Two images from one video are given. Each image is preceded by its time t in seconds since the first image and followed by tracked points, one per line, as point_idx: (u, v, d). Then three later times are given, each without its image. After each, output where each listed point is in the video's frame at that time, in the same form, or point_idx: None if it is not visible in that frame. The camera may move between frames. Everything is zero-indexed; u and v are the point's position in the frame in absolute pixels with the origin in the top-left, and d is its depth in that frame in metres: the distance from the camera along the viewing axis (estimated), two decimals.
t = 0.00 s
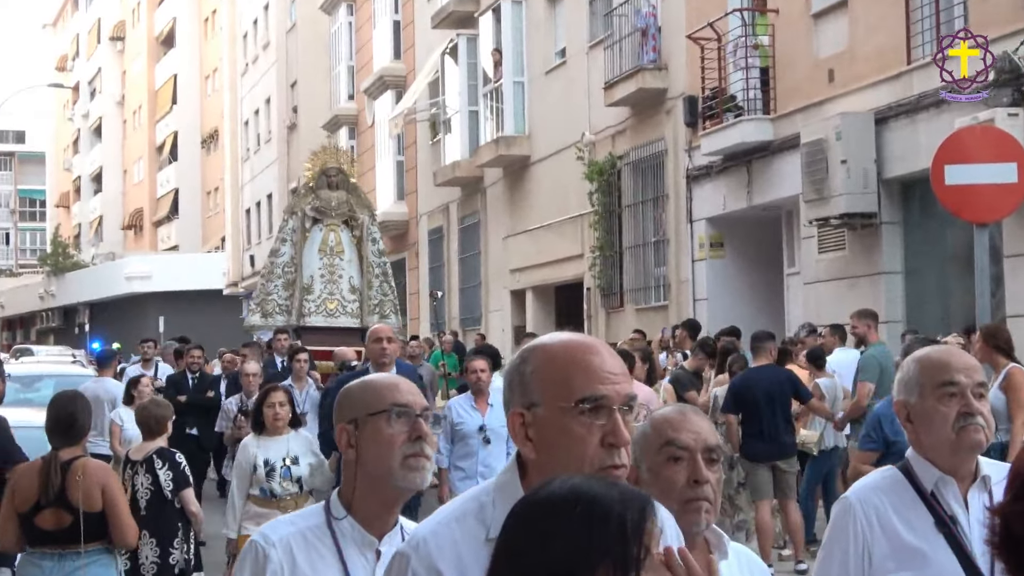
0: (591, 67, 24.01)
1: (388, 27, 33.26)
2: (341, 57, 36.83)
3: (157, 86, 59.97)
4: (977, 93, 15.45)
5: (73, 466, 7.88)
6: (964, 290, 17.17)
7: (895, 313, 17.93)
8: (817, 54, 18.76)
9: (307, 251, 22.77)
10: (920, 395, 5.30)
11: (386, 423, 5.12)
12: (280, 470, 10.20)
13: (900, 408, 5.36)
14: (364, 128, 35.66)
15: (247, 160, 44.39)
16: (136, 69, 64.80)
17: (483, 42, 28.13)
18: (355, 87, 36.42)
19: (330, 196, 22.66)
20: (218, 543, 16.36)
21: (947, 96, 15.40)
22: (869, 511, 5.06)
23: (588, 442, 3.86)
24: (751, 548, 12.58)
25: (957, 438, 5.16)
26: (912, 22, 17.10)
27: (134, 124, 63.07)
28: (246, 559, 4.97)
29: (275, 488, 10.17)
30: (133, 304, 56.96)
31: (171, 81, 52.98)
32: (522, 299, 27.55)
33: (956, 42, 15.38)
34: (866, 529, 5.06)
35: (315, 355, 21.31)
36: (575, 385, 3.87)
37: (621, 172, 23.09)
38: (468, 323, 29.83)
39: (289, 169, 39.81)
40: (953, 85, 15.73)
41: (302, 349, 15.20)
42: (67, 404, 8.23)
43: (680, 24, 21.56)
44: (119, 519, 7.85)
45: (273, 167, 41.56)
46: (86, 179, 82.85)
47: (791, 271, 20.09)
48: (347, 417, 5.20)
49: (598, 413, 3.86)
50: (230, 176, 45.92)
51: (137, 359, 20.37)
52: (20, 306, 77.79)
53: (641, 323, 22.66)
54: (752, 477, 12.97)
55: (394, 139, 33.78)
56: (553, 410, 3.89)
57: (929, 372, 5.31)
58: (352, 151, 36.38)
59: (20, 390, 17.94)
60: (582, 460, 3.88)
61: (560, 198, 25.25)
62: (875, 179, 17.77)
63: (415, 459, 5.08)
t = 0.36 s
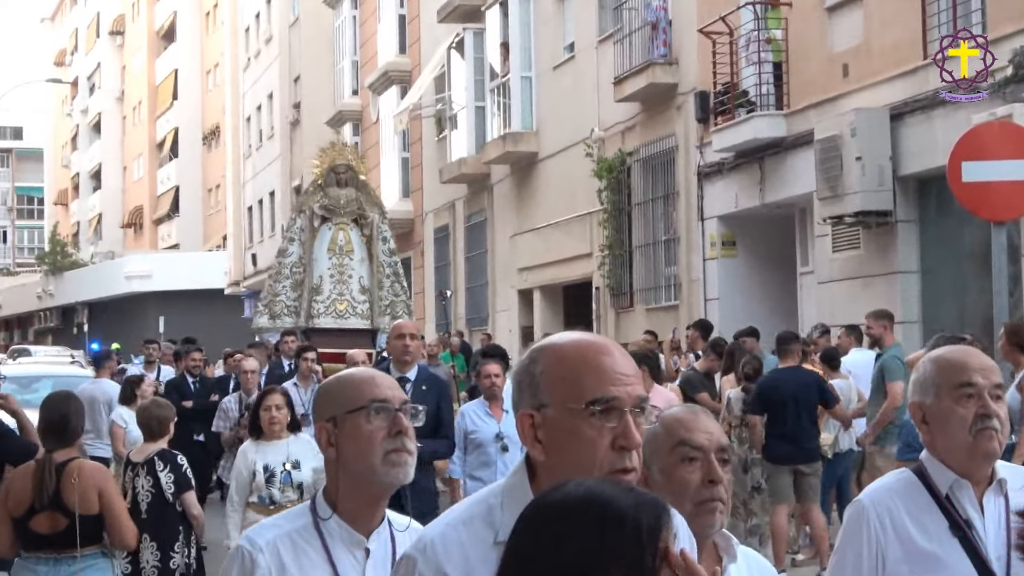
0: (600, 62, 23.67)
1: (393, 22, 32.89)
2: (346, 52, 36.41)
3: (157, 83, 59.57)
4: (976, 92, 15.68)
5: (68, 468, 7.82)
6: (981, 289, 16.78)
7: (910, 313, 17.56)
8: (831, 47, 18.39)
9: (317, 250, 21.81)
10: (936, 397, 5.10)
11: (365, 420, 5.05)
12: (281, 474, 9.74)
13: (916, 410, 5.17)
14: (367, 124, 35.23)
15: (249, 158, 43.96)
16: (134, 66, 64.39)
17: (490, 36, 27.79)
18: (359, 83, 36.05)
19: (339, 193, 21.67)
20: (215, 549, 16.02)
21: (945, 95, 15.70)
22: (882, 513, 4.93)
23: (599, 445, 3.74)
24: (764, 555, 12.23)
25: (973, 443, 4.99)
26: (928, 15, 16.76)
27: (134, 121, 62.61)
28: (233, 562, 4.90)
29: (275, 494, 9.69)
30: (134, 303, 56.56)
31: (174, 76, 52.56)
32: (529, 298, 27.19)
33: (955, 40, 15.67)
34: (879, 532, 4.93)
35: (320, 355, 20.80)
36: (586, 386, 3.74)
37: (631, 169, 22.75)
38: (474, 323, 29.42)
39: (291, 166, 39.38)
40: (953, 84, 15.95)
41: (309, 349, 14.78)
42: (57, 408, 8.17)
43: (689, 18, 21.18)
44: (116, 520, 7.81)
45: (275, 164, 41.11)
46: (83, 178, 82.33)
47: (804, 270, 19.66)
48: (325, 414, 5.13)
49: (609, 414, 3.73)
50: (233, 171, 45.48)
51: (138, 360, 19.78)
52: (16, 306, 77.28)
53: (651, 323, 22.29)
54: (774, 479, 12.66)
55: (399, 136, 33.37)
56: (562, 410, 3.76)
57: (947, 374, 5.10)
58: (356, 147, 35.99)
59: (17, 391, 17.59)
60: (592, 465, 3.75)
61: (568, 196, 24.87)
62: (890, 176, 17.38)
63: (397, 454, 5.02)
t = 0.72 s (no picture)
0: (608, 56, 23.29)
1: (397, 15, 32.48)
2: (348, 47, 35.97)
3: (156, 78, 59.06)
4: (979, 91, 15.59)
5: (63, 473, 7.69)
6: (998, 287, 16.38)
7: (925, 312, 17.13)
8: (843, 41, 18.01)
9: (329, 247, 21.06)
10: (955, 398, 4.98)
11: (380, 420, 5.07)
12: (279, 482, 9.29)
13: (934, 411, 5.05)
14: (370, 120, 34.77)
15: (249, 155, 43.52)
16: (133, 61, 63.83)
17: (495, 31, 27.41)
18: (362, 78, 35.61)
19: (353, 189, 20.97)
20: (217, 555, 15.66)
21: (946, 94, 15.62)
22: (897, 519, 4.82)
23: (608, 446, 3.68)
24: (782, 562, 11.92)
25: (992, 447, 4.89)
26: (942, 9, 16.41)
27: (132, 117, 62.07)
28: (250, 562, 4.92)
29: (271, 501, 9.27)
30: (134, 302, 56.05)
31: (173, 71, 52.07)
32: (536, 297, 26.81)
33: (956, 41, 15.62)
34: (894, 537, 4.81)
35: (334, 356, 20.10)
36: (593, 387, 3.68)
37: (640, 165, 22.37)
38: (479, 324, 29.02)
39: (292, 163, 38.92)
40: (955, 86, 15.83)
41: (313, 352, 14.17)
42: (55, 407, 8.02)
43: (700, 13, 20.80)
44: (110, 527, 7.67)
45: (277, 161, 40.61)
46: (82, 174, 81.65)
47: (817, 269, 19.26)
48: (342, 416, 5.15)
49: (618, 415, 3.66)
50: (234, 167, 45.04)
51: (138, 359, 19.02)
52: (13, 306, 76.61)
53: (660, 324, 21.92)
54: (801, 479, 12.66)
55: (403, 132, 32.94)
56: (569, 412, 3.70)
57: (966, 375, 4.97)
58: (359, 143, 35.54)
59: (11, 394, 17.22)
60: (601, 465, 3.68)
61: (576, 193, 24.47)
62: (905, 173, 17.05)
63: (411, 455, 5.02)
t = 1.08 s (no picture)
0: (614, 51, 22.91)
1: (399, 11, 32.09)
2: (349, 43, 35.55)
3: (151, 75, 58.44)
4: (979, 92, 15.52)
5: (58, 480, 7.56)
6: (1013, 285, 16.01)
7: (940, 312, 16.76)
8: (854, 34, 17.66)
9: (330, 246, 20.71)
10: (993, 401, 5.03)
11: (404, 423, 5.14)
12: (284, 492, 9.07)
13: (969, 413, 5.09)
14: (371, 118, 34.35)
15: (248, 154, 43.08)
16: (127, 58, 63.16)
17: (499, 26, 27.04)
18: (363, 75, 35.19)
19: (354, 186, 20.77)
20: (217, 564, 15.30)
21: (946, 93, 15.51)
22: (937, 523, 4.83)
23: (617, 449, 3.73)
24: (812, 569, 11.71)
25: None
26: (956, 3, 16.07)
27: (127, 115, 61.47)
28: (269, 564, 5.12)
29: (277, 513, 9.03)
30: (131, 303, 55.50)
31: (167, 68, 51.53)
32: (542, 298, 26.46)
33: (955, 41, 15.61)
34: (933, 542, 4.83)
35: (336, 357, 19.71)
36: (601, 389, 3.73)
37: (647, 163, 21.99)
38: (483, 325, 28.63)
39: (292, 162, 38.45)
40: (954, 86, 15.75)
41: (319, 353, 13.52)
42: (51, 411, 7.90)
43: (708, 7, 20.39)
44: (107, 535, 7.55)
45: (276, 159, 40.09)
46: (76, 174, 80.81)
47: (829, 268, 18.87)
48: (363, 419, 5.21)
49: (626, 418, 3.72)
50: (232, 166, 44.58)
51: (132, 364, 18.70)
52: (7, 308, 75.81)
53: (668, 325, 21.54)
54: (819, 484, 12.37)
55: (404, 130, 32.54)
56: (576, 413, 3.75)
57: (1003, 376, 5.03)
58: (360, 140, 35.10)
59: (5, 398, 16.82)
60: (610, 468, 3.74)
61: (581, 192, 24.10)
62: (917, 169, 16.64)
63: (434, 458, 5.09)
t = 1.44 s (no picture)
0: (622, 51, 22.54)
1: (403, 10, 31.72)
2: (352, 42, 35.10)
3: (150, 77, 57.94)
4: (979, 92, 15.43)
5: (57, 488, 7.40)
6: None
7: (956, 317, 16.36)
8: (868, 33, 17.29)
9: (326, 249, 20.31)
10: None
11: (418, 429, 4.93)
12: (293, 502, 8.80)
13: (1012, 420, 4.88)
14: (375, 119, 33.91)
15: (249, 156, 42.52)
16: (124, 59, 62.65)
17: (505, 26, 26.68)
18: (366, 75, 34.79)
19: (350, 186, 20.29)
20: None
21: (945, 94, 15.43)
22: (983, 533, 4.61)
23: (623, 456, 3.77)
24: None
25: None
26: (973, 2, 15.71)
27: (125, 116, 60.88)
28: None
29: (288, 524, 8.73)
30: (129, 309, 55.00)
31: (166, 67, 51.04)
32: (549, 303, 26.08)
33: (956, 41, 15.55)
34: (980, 552, 4.60)
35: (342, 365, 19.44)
36: (610, 397, 3.78)
37: (656, 165, 21.60)
38: (490, 331, 28.23)
39: (293, 164, 37.96)
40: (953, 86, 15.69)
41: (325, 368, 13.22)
42: (51, 421, 7.77)
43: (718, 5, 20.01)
44: (106, 545, 7.38)
45: (277, 162, 39.61)
46: (73, 177, 80.20)
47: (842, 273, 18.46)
48: (374, 425, 5.01)
49: (636, 425, 3.77)
50: (231, 169, 44.07)
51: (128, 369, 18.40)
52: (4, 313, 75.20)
53: (678, 331, 21.17)
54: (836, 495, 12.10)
55: (409, 131, 32.12)
56: (584, 422, 3.80)
57: None
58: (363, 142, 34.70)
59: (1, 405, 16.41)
60: (616, 476, 3.78)
61: (590, 196, 23.72)
62: (933, 172, 16.29)
63: (450, 465, 4.90)
